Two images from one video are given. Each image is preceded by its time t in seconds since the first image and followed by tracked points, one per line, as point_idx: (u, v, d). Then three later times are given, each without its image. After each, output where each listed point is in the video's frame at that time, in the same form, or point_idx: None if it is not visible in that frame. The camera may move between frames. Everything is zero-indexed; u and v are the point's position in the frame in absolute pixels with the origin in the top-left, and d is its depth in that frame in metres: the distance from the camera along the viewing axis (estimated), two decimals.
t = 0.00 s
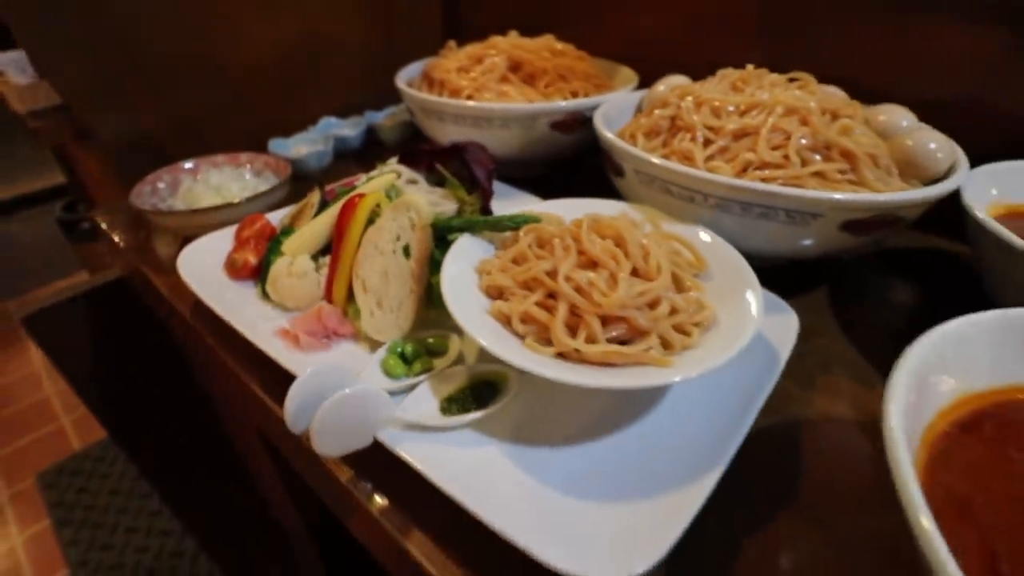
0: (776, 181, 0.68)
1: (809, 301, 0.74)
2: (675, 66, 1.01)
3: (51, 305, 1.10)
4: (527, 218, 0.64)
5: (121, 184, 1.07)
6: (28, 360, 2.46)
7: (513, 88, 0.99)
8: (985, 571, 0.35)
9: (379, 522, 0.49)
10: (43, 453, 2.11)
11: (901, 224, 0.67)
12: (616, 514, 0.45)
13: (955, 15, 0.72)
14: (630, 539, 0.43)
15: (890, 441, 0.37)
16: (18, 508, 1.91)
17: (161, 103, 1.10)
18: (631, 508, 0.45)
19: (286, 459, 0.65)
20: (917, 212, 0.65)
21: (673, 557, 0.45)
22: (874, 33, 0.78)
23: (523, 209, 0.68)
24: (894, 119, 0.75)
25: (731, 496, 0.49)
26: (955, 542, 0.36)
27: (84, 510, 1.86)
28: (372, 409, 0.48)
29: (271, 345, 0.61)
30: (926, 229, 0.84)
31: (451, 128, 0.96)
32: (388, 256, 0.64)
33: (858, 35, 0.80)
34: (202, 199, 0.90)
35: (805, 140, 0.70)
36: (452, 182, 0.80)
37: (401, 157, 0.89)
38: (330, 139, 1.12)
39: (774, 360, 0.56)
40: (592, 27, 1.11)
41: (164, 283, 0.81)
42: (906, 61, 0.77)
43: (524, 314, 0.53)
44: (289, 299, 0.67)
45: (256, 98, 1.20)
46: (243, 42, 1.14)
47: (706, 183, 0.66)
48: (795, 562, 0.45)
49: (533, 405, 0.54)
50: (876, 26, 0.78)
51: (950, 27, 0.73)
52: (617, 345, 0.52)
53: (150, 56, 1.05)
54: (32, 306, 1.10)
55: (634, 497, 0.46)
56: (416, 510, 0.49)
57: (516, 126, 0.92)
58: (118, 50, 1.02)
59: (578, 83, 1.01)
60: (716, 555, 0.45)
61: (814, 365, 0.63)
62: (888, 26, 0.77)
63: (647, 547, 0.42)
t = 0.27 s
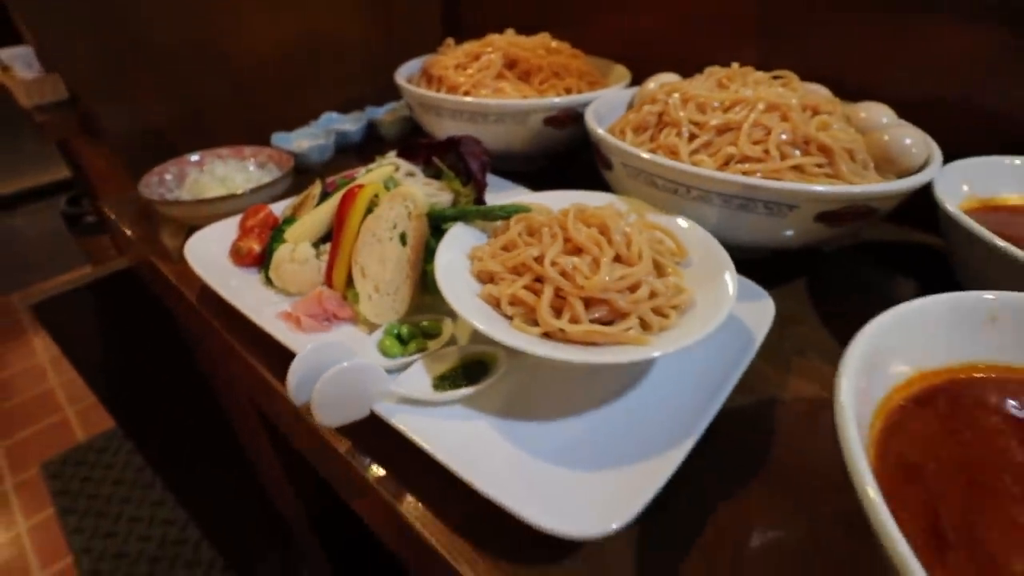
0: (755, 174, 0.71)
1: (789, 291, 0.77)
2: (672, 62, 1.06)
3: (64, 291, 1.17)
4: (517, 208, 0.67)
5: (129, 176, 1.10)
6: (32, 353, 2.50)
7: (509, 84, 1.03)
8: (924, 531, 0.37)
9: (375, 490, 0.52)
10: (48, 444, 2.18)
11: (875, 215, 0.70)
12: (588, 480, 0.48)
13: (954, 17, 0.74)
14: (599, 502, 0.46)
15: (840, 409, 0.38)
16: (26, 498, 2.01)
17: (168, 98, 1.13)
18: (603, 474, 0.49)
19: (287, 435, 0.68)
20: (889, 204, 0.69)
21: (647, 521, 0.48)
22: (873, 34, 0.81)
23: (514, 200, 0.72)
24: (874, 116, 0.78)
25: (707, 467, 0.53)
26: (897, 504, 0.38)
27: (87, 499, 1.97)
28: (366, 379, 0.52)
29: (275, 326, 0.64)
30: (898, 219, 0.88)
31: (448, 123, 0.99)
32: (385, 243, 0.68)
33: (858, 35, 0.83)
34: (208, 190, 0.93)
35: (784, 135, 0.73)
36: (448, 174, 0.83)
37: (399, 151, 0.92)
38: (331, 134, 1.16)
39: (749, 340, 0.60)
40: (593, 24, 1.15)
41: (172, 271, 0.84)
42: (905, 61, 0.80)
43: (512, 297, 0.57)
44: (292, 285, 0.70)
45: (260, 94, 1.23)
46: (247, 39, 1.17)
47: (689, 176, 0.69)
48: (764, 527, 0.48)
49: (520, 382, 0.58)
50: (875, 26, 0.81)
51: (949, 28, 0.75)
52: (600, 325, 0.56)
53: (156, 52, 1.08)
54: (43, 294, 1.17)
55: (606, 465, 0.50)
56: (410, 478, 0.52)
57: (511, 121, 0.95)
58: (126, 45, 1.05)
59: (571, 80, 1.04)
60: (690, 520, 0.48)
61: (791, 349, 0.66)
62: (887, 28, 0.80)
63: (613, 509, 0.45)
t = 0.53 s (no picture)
0: (732, 169, 0.75)
1: (768, 280, 0.81)
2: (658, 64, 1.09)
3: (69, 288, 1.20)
4: (507, 202, 0.71)
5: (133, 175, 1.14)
6: (34, 350, 2.54)
7: (502, 84, 1.06)
8: (869, 486, 0.40)
9: (373, 466, 0.55)
10: (52, 439, 2.22)
11: (846, 207, 0.73)
12: (565, 451, 0.52)
13: (955, 22, 0.76)
14: (574, 471, 0.50)
15: (793, 387, 0.40)
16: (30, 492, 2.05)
17: (170, 99, 1.16)
18: (579, 446, 0.53)
19: (289, 420, 0.72)
20: (859, 197, 0.72)
21: (625, 491, 0.52)
22: (874, 35, 0.83)
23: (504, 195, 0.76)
24: (849, 113, 0.82)
25: (683, 443, 0.56)
26: (846, 464, 0.42)
27: (90, 496, 2.01)
28: (363, 361, 0.56)
29: (277, 316, 0.68)
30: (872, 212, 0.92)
31: (443, 121, 1.03)
32: (381, 236, 0.71)
33: (858, 35, 0.85)
34: (211, 188, 0.97)
35: (761, 131, 0.77)
36: (442, 171, 0.87)
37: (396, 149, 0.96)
38: (329, 133, 1.19)
39: (724, 325, 0.63)
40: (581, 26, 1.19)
41: (177, 265, 0.88)
42: (906, 61, 0.82)
43: (500, 285, 0.60)
44: (293, 277, 0.73)
45: (259, 94, 1.26)
46: (247, 40, 1.20)
47: (669, 171, 0.72)
48: (734, 495, 0.52)
49: (508, 365, 0.61)
50: (876, 28, 0.83)
51: (931, 30, 0.79)
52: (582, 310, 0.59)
53: (159, 54, 1.12)
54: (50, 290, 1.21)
55: (582, 437, 0.53)
56: (405, 455, 0.56)
57: (504, 119, 0.98)
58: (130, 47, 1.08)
59: (561, 79, 1.07)
60: (665, 490, 0.52)
61: (768, 334, 0.70)
62: (888, 30, 0.82)
63: (586, 476, 0.49)
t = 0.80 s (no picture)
0: (717, 157, 0.78)
1: (753, 265, 0.84)
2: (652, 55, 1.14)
3: (74, 276, 1.23)
4: (500, 189, 0.74)
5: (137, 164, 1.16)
6: (35, 342, 2.57)
7: (497, 75, 1.09)
8: (830, 448, 0.43)
9: (372, 436, 0.59)
10: (53, 430, 2.25)
11: (826, 194, 0.76)
12: (550, 422, 0.55)
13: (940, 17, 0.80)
14: (560, 437, 0.54)
15: (759, 360, 0.42)
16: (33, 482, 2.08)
17: (172, 90, 1.18)
18: (563, 416, 0.56)
19: (291, 397, 0.75)
20: (838, 184, 0.75)
21: (609, 458, 0.55)
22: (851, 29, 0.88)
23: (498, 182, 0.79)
24: (832, 104, 0.85)
25: (667, 414, 0.59)
26: (808, 428, 0.44)
27: (93, 484, 2.04)
28: (360, 335, 0.59)
29: (279, 297, 0.71)
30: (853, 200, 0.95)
31: (438, 112, 1.05)
32: (379, 221, 0.74)
33: (848, 31, 0.89)
34: (213, 177, 1.00)
35: (745, 121, 0.80)
36: (438, 159, 0.89)
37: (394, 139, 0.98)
38: (328, 123, 1.22)
39: (706, 305, 0.67)
40: (577, 20, 1.23)
41: (182, 251, 0.90)
42: (896, 55, 0.86)
43: (493, 267, 0.63)
44: (294, 261, 0.76)
45: (261, 85, 1.29)
46: (248, 32, 1.23)
47: (656, 159, 0.75)
48: (712, 461, 0.55)
49: (499, 342, 0.65)
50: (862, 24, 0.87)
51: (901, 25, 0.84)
52: (570, 290, 0.63)
53: (162, 45, 1.14)
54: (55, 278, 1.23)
55: (567, 409, 0.57)
56: (403, 425, 0.59)
57: (498, 110, 1.01)
58: (133, 39, 1.10)
59: (554, 71, 1.10)
60: (648, 457, 0.55)
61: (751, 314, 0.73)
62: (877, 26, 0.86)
63: (568, 444, 0.52)
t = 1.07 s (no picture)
0: (701, 155, 0.81)
1: (738, 258, 0.88)
2: (642, 56, 1.19)
3: (81, 277, 1.26)
4: (494, 188, 0.78)
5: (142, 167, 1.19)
6: (38, 343, 2.60)
7: (491, 78, 1.12)
8: (798, 425, 0.46)
9: (374, 422, 0.62)
10: (57, 430, 2.29)
11: (805, 189, 0.80)
12: (539, 408, 0.59)
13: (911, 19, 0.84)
14: (550, 421, 0.57)
15: (732, 345, 0.45)
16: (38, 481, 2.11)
17: (176, 93, 1.21)
18: (553, 402, 0.59)
19: (296, 389, 0.78)
20: (816, 181, 0.79)
21: (596, 440, 0.59)
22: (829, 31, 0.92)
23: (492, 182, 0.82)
24: (814, 103, 0.88)
25: (653, 398, 0.63)
26: (776, 408, 0.47)
27: (98, 482, 2.07)
28: (363, 326, 0.63)
29: (284, 293, 0.74)
30: (835, 195, 0.99)
31: (435, 114, 1.08)
32: (379, 219, 0.78)
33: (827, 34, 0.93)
34: (217, 178, 1.03)
35: (728, 121, 0.83)
36: (435, 160, 0.93)
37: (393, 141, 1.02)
38: (328, 126, 1.25)
39: (689, 297, 0.70)
40: (569, 23, 1.28)
41: (189, 250, 0.94)
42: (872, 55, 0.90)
43: (487, 262, 0.67)
44: (297, 259, 0.80)
45: (262, 88, 1.32)
46: (250, 37, 1.27)
47: (643, 158, 0.79)
48: (694, 441, 0.59)
49: (494, 334, 0.68)
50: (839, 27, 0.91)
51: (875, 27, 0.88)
52: (561, 283, 0.66)
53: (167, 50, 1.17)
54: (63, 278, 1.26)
55: (557, 396, 0.60)
56: (403, 412, 0.63)
57: (493, 112, 1.04)
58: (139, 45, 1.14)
59: (547, 73, 1.13)
60: (634, 438, 0.59)
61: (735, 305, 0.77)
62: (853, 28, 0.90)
63: (555, 427, 0.56)
